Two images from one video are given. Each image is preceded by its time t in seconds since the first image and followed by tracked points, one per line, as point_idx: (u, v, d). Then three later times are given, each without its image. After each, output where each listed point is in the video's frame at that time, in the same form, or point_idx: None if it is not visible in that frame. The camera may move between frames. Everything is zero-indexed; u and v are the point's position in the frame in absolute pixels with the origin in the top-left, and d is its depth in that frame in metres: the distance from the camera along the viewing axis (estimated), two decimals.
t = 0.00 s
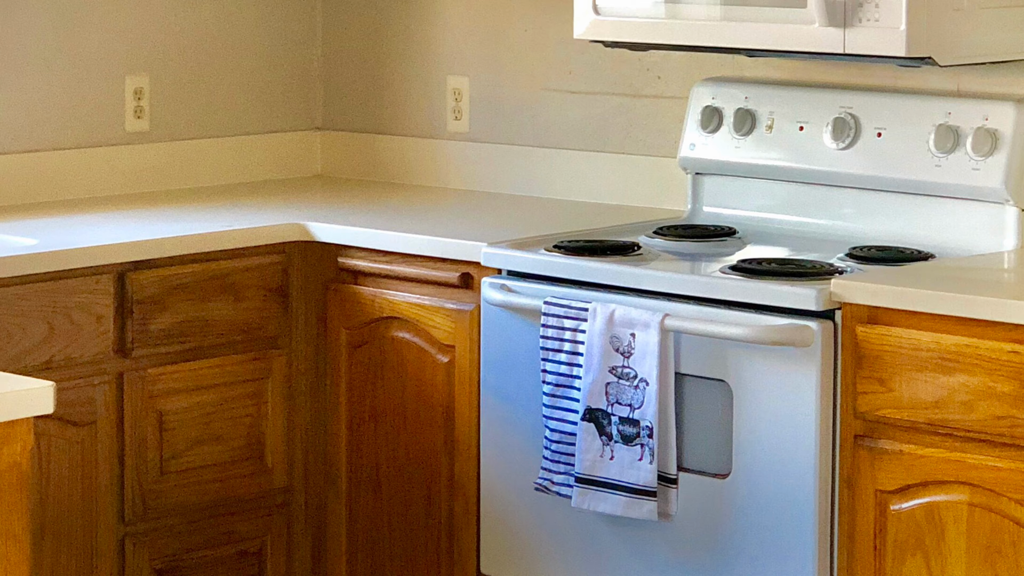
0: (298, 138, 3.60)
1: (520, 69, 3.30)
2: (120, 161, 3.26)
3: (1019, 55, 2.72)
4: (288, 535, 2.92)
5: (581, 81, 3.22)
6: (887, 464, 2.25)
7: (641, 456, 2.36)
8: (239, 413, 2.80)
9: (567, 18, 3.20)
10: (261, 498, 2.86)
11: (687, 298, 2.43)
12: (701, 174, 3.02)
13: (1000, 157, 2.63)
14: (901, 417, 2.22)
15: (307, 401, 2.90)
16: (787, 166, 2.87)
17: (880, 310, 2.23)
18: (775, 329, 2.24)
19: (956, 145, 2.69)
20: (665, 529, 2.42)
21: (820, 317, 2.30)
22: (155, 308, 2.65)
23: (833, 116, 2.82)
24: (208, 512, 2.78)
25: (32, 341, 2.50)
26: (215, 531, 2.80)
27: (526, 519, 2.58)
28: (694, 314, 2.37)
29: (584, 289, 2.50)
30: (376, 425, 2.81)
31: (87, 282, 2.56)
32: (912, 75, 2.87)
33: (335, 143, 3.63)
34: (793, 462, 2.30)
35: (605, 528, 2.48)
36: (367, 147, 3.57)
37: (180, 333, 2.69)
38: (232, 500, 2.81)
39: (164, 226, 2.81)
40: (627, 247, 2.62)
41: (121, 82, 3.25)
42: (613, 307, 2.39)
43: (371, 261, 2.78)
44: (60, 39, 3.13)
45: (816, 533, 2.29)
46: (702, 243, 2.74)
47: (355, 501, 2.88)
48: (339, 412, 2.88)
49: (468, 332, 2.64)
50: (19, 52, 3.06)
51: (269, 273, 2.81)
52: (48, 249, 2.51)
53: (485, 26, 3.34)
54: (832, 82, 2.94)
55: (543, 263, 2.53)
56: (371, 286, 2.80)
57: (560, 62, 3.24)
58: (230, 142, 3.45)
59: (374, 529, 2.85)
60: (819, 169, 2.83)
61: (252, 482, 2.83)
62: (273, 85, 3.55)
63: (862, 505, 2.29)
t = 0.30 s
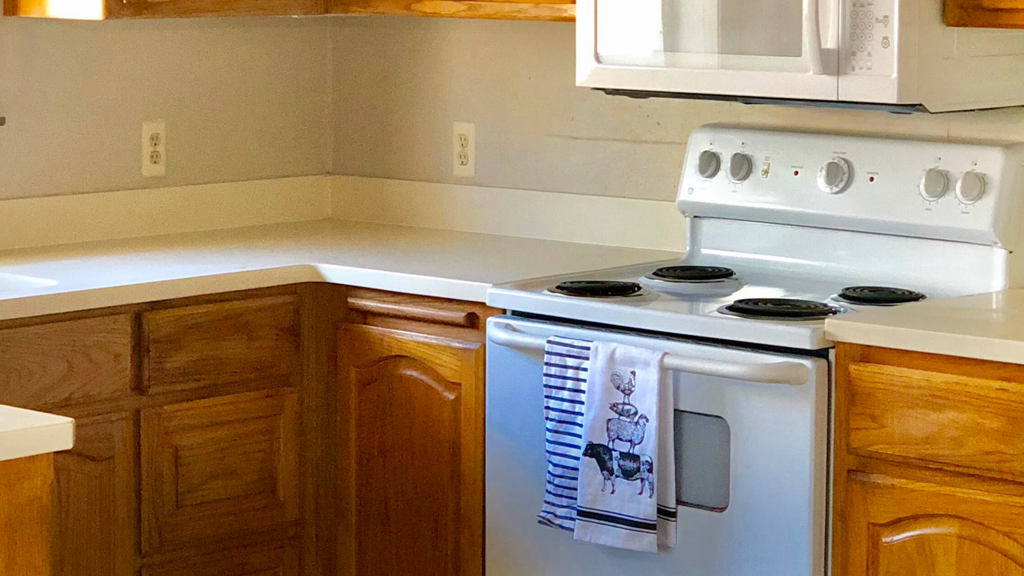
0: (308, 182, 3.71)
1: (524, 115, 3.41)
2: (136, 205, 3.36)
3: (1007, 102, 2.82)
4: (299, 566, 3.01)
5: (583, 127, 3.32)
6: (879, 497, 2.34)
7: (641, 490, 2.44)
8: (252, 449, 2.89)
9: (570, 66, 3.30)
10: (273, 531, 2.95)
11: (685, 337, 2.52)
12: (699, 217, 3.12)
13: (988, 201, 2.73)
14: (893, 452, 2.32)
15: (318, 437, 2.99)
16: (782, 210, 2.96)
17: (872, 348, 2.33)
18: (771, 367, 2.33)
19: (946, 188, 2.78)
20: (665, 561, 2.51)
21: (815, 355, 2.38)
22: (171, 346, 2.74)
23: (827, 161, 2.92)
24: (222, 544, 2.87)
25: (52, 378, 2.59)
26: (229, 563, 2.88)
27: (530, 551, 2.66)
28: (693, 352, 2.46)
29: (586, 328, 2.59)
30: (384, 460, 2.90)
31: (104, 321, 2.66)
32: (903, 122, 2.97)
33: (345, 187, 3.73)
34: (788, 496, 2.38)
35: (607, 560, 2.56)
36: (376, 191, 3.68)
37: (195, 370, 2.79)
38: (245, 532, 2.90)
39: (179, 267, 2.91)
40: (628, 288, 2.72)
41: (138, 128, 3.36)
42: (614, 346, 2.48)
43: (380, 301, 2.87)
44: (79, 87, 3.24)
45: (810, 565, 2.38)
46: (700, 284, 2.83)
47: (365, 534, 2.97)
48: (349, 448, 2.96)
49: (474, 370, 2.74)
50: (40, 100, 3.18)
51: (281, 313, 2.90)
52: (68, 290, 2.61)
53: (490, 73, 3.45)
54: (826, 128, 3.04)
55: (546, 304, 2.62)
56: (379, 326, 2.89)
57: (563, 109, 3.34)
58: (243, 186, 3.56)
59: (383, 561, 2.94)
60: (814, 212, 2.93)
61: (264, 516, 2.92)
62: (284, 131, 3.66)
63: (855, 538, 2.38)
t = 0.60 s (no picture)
0: (320, 227, 3.82)
1: (529, 162, 3.51)
2: (153, 248, 3.47)
3: (995, 149, 2.90)
4: None
5: (585, 173, 3.43)
6: (871, 530, 2.44)
7: (641, 523, 2.53)
8: (265, 484, 2.99)
9: (572, 114, 3.41)
10: (285, 564, 3.04)
11: (684, 377, 2.61)
12: (697, 261, 3.22)
13: (977, 245, 2.83)
14: (885, 487, 2.41)
15: (329, 473, 3.09)
16: (778, 253, 3.07)
17: (864, 387, 2.43)
18: (767, 405, 2.42)
19: (935, 233, 2.88)
20: None
21: (809, 394, 2.48)
22: (186, 385, 2.84)
23: (821, 206, 3.02)
24: None
25: (72, 417, 2.69)
26: None
27: None
28: (691, 391, 2.55)
29: (588, 368, 2.69)
30: (393, 495, 3.00)
31: (123, 361, 2.76)
32: (894, 168, 3.07)
33: (355, 232, 3.84)
34: (783, 530, 2.47)
35: None
36: (385, 235, 3.78)
37: (210, 409, 2.88)
38: (258, 565, 2.99)
39: (195, 308, 3.02)
40: (628, 329, 2.81)
41: (155, 174, 3.47)
42: (615, 385, 2.57)
43: (388, 342, 2.97)
44: (98, 134, 3.36)
45: None
46: (699, 325, 2.93)
47: (374, 566, 3.06)
48: (359, 483, 3.06)
49: (480, 408, 2.83)
50: (60, 147, 3.29)
51: (293, 353, 3.01)
52: (88, 330, 2.71)
53: (496, 121, 3.56)
54: (820, 175, 3.14)
55: (550, 344, 2.72)
56: (388, 365, 2.99)
57: (566, 156, 3.45)
58: (257, 231, 3.67)
59: None
60: (808, 255, 3.03)
61: (277, 549, 3.02)
62: (297, 177, 3.78)
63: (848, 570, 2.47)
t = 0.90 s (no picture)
0: (331, 271, 3.94)
1: (532, 208, 3.63)
2: (170, 291, 3.58)
3: (982, 196, 3.00)
4: None
5: (587, 220, 3.54)
6: (864, 564, 2.54)
7: (641, 558, 2.64)
8: (278, 519, 3.09)
9: (575, 163, 3.53)
10: None
11: (683, 416, 2.72)
12: (695, 303, 3.33)
13: (966, 288, 2.94)
14: (876, 522, 2.51)
15: (340, 508, 3.19)
16: (773, 296, 3.18)
17: (857, 426, 2.53)
18: (763, 443, 2.52)
19: (926, 276, 2.99)
20: None
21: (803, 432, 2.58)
22: (202, 424, 2.95)
23: (815, 251, 3.13)
24: None
25: (91, 454, 2.79)
26: None
27: None
28: (689, 430, 2.65)
29: (590, 407, 2.79)
30: (402, 531, 3.10)
31: (140, 401, 2.87)
32: (886, 215, 3.18)
33: (365, 276, 3.96)
34: (778, 563, 2.58)
35: None
36: (394, 279, 3.90)
37: (225, 447, 2.99)
38: None
39: (211, 350, 3.12)
40: (628, 370, 2.92)
41: (172, 221, 3.59)
42: (616, 424, 2.68)
43: (397, 382, 3.08)
44: (116, 182, 3.48)
45: None
46: (697, 366, 3.04)
47: None
48: (369, 518, 3.16)
49: (486, 446, 2.94)
50: (80, 194, 3.41)
51: (305, 393, 3.12)
52: (107, 372, 2.82)
53: (500, 169, 3.68)
54: (814, 221, 3.25)
55: (553, 384, 2.82)
56: (397, 405, 3.10)
57: (568, 202, 3.56)
58: (270, 275, 3.79)
59: None
60: (803, 298, 3.14)
61: None
62: (309, 223, 3.90)
63: None
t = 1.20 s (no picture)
0: (342, 315, 4.06)
1: (536, 255, 3.76)
2: (187, 335, 3.71)
3: (971, 244, 3.10)
4: None
5: (589, 266, 3.66)
6: None
7: None
8: (292, 555, 3.21)
9: (577, 211, 3.66)
10: None
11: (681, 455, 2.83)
12: (694, 346, 3.45)
13: (954, 331, 3.06)
14: (868, 557, 2.62)
15: (350, 545, 3.31)
16: (768, 340, 3.29)
17: (849, 465, 2.65)
18: (759, 481, 2.63)
19: (915, 321, 3.11)
20: None
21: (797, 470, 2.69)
22: (218, 463, 3.06)
23: (808, 296, 3.25)
24: None
25: (111, 492, 2.90)
26: None
27: None
28: (688, 468, 2.76)
29: (592, 447, 2.91)
30: (410, 566, 3.22)
31: (159, 440, 2.98)
32: (877, 261, 3.30)
33: (374, 320, 4.09)
34: None
35: None
36: (403, 323, 4.02)
37: (240, 485, 3.10)
38: None
39: (226, 392, 3.24)
40: (629, 411, 3.03)
41: (188, 267, 3.72)
42: (616, 463, 2.79)
43: (406, 423, 3.20)
44: (135, 230, 3.61)
45: None
46: (695, 407, 3.15)
47: None
48: (379, 554, 3.28)
49: (491, 484, 3.05)
50: (100, 241, 3.54)
51: (317, 433, 3.23)
52: (126, 412, 2.94)
53: (505, 217, 3.81)
54: (808, 267, 3.37)
55: (556, 424, 2.94)
56: (406, 444, 3.22)
57: (571, 249, 3.69)
58: (283, 318, 3.91)
59: None
60: (797, 341, 3.26)
61: None
62: (320, 269, 4.03)
63: None
